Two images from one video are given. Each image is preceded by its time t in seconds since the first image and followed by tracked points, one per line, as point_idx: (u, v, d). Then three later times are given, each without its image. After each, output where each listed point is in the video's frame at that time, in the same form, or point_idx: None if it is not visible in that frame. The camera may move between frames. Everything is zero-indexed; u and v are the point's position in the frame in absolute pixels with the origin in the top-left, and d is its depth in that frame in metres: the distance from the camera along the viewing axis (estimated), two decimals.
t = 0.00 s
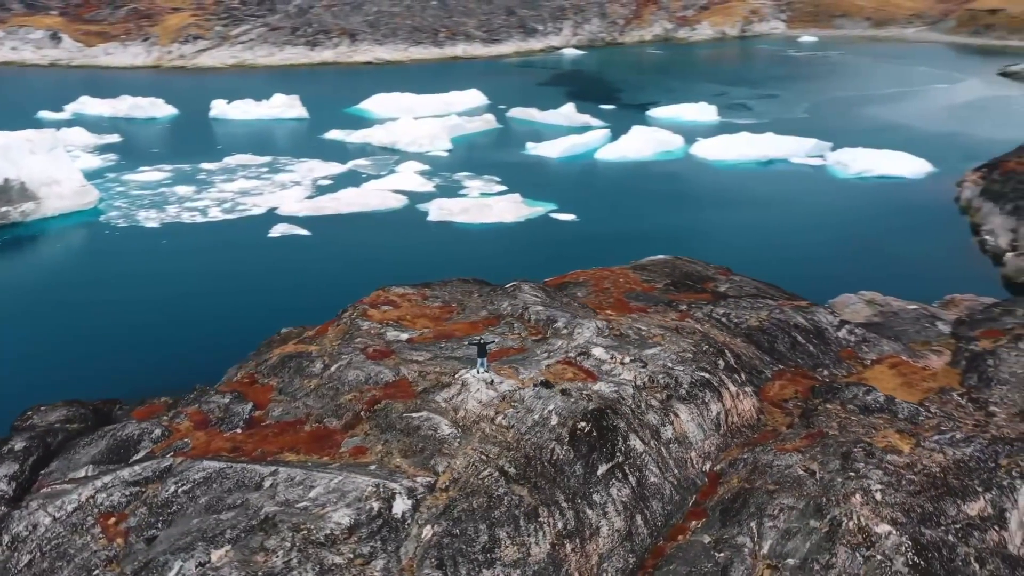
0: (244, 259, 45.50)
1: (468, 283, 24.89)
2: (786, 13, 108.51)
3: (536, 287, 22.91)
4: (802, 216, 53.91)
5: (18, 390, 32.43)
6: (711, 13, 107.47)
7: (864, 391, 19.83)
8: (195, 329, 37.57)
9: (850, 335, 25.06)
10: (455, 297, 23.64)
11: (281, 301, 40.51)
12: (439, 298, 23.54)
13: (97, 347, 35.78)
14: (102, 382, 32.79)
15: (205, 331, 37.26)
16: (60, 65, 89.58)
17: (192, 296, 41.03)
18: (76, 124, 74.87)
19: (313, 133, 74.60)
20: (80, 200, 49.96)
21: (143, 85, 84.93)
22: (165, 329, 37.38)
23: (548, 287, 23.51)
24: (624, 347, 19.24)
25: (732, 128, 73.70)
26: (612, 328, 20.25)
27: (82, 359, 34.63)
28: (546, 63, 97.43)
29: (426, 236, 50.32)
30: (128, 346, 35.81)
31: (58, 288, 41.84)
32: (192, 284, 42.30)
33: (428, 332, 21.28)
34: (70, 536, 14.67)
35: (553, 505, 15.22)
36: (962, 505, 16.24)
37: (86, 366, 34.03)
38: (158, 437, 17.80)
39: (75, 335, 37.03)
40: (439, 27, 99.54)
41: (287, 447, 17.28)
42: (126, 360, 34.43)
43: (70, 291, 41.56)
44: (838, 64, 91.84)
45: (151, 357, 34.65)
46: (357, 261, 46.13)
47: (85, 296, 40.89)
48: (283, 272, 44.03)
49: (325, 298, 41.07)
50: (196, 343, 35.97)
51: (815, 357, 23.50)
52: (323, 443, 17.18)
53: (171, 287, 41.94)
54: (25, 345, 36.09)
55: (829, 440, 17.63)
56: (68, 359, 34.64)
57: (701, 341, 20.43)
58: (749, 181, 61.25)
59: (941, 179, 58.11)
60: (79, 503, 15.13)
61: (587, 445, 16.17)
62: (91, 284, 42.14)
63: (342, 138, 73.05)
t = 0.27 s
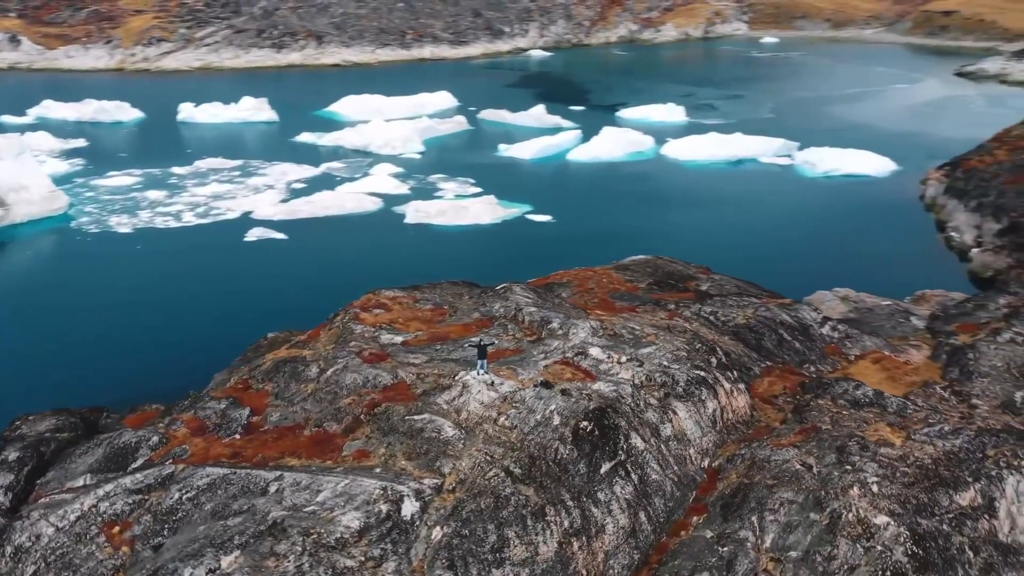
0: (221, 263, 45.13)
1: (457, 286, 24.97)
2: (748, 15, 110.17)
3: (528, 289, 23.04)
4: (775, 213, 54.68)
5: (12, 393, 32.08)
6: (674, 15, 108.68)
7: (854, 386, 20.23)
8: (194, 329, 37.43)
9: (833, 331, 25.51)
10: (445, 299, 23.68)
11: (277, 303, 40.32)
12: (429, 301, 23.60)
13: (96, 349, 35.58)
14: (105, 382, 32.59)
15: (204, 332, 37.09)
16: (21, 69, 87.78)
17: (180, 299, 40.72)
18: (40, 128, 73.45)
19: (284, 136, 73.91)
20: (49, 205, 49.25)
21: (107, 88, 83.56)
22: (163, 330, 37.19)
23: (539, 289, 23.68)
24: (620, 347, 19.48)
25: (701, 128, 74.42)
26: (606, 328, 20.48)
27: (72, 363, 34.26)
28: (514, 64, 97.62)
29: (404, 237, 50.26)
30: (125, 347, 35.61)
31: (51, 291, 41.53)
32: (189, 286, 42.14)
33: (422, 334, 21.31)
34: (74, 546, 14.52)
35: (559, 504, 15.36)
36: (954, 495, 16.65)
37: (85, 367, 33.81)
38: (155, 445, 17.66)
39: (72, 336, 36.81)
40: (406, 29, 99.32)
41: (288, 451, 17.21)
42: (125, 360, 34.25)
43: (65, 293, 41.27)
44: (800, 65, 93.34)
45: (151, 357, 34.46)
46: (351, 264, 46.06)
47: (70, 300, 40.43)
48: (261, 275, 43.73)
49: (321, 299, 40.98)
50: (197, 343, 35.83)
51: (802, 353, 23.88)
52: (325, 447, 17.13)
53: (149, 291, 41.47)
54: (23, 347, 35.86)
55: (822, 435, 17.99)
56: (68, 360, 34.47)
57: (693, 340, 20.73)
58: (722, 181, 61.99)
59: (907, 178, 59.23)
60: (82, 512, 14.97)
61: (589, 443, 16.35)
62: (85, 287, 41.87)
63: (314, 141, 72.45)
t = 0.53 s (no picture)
0: (195, 268, 44.63)
1: (445, 288, 25.02)
2: (705, 17, 111.67)
3: (518, 292, 23.14)
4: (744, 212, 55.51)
5: None
6: (633, 17, 109.76)
7: (842, 381, 20.68)
8: (187, 334, 37.19)
9: (815, 327, 25.99)
10: (435, 303, 23.70)
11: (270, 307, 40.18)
12: (419, 304, 23.64)
13: (90, 355, 35.24)
14: (101, 386, 32.30)
15: (198, 336, 36.89)
16: None
17: (156, 305, 40.21)
18: None
19: (250, 139, 73.02)
20: (13, 212, 48.29)
21: (64, 92, 81.92)
22: (156, 335, 36.94)
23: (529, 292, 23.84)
24: (615, 347, 19.74)
25: (667, 128, 75.14)
26: (598, 328, 20.72)
27: (51, 372, 33.70)
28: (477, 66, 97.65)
29: (378, 240, 50.14)
30: (119, 352, 35.34)
31: (30, 298, 40.91)
32: (164, 292, 41.62)
33: (415, 338, 21.32)
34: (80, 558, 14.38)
35: (566, 503, 15.51)
36: (945, 486, 17.10)
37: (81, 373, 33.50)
38: (153, 454, 17.51)
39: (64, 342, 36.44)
40: (367, 31, 98.85)
41: (289, 457, 17.11)
42: (122, 365, 33.96)
43: (36, 301, 40.50)
44: (759, 65, 94.71)
45: (147, 362, 34.24)
46: (339, 267, 46.04)
47: (43, 309, 39.71)
48: (237, 280, 43.36)
49: (314, 303, 40.91)
50: (185, 348, 35.54)
51: (787, 349, 24.28)
52: (326, 452, 17.06)
53: (123, 298, 40.89)
54: None
55: (815, 429, 18.37)
56: (62, 366, 34.12)
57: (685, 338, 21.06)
58: (690, 180, 62.75)
59: (870, 176, 60.38)
60: (86, 523, 14.82)
61: (593, 442, 16.54)
62: (65, 293, 41.30)
63: (281, 144, 71.67)
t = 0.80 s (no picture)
0: (164, 274, 43.95)
1: (431, 291, 25.01)
2: (659, 19, 112.99)
3: (508, 294, 23.24)
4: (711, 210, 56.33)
5: None
6: (588, 19, 110.70)
7: (828, 375, 21.17)
8: (163, 339, 36.62)
9: (794, 324, 26.53)
10: (422, 306, 23.71)
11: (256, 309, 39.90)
12: (407, 308, 23.64)
13: (71, 360, 34.60)
14: (86, 392, 31.77)
15: (187, 339, 36.56)
16: None
17: (128, 311, 39.48)
18: None
19: (211, 143, 71.87)
20: None
21: (15, 96, 79.88)
22: (144, 339, 36.51)
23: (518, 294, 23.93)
24: (609, 347, 20.01)
25: (629, 129, 75.85)
26: (591, 329, 20.97)
27: (26, 381, 32.91)
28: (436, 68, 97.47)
29: (349, 244, 49.90)
30: (107, 356, 34.87)
31: None
32: (136, 298, 40.92)
33: (408, 341, 21.33)
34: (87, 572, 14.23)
35: (573, 502, 15.67)
36: (935, 475, 17.58)
37: (69, 378, 32.97)
38: (151, 464, 17.31)
39: (49, 345, 35.84)
40: (324, 33, 98.09)
41: (290, 464, 17.00)
42: (111, 369, 33.51)
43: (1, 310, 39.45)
44: (714, 66, 96.08)
45: (137, 366, 33.83)
46: (323, 269, 45.90)
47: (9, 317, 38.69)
48: (209, 285, 42.79)
49: (301, 304, 40.70)
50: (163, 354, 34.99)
51: (770, 345, 24.75)
52: (329, 458, 16.98)
53: (92, 305, 40.07)
54: None
55: (808, 423, 18.79)
56: (44, 372, 33.47)
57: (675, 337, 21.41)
58: (656, 180, 63.47)
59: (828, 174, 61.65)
60: (91, 535, 14.65)
61: (595, 442, 16.74)
62: (31, 300, 40.31)
63: (242, 147, 70.67)
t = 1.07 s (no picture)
0: (141, 277, 43.26)
1: (421, 294, 24.99)
2: (623, 20, 113.80)
3: (500, 295, 23.29)
4: (686, 209, 56.82)
5: None
6: (553, 20, 111.24)
7: (818, 371, 21.53)
8: (145, 339, 36.00)
9: (778, 321, 26.91)
10: (413, 309, 23.69)
11: (248, 306, 39.60)
12: (398, 311, 23.61)
13: (52, 361, 33.83)
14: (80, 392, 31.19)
15: (170, 339, 35.97)
16: None
17: (106, 311, 38.72)
18: None
19: (179, 147, 70.83)
20: None
21: None
22: (131, 338, 35.98)
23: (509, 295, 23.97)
24: (606, 347, 20.20)
25: (600, 130, 76.27)
26: (585, 329, 21.13)
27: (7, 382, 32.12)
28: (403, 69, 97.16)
29: (327, 246, 49.57)
30: (89, 357, 34.16)
31: None
32: (113, 298, 40.16)
33: (401, 344, 21.32)
34: None
35: (579, 501, 15.77)
36: (927, 467, 17.95)
37: (56, 377, 32.36)
38: (149, 471, 17.14)
39: (33, 345, 35.16)
40: (289, 35, 97.29)
41: (292, 469, 16.90)
42: (100, 367, 32.97)
43: None
44: (679, 66, 97.01)
45: (122, 367, 33.24)
46: (310, 271, 45.66)
47: None
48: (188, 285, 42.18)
49: (293, 301, 40.44)
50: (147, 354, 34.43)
51: (757, 343, 25.10)
52: (332, 463, 16.90)
53: (68, 307, 39.22)
54: None
55: (801, 419, 19.11)
56: (25, 374, 32.70)
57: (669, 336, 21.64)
58: (630, 179, 63.89)
59: (796, 173, 62.60)
60: (95, 546, 14.61)
61: (598, 441, 16.89)
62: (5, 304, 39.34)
63: (212, 151, 69.79)
